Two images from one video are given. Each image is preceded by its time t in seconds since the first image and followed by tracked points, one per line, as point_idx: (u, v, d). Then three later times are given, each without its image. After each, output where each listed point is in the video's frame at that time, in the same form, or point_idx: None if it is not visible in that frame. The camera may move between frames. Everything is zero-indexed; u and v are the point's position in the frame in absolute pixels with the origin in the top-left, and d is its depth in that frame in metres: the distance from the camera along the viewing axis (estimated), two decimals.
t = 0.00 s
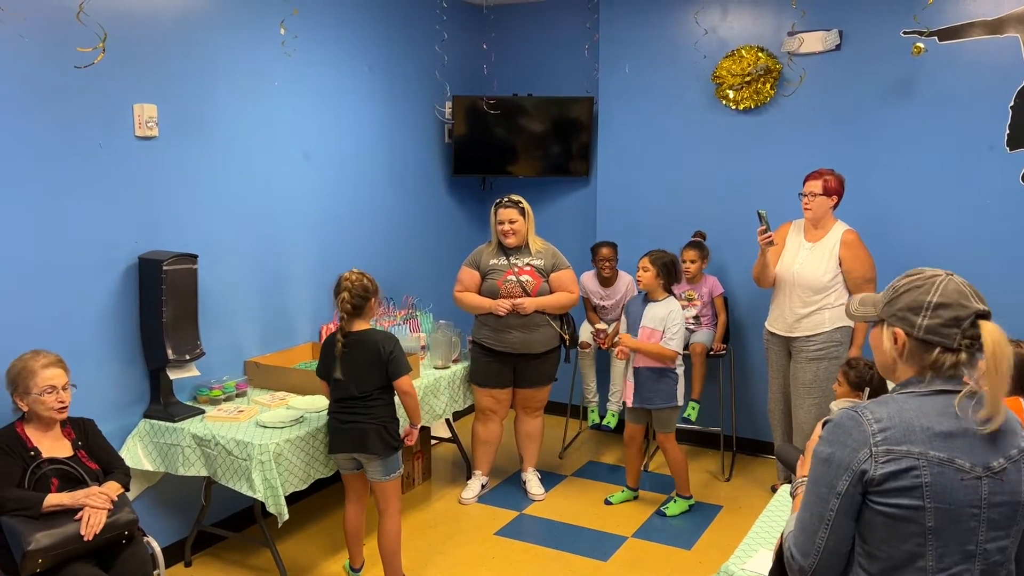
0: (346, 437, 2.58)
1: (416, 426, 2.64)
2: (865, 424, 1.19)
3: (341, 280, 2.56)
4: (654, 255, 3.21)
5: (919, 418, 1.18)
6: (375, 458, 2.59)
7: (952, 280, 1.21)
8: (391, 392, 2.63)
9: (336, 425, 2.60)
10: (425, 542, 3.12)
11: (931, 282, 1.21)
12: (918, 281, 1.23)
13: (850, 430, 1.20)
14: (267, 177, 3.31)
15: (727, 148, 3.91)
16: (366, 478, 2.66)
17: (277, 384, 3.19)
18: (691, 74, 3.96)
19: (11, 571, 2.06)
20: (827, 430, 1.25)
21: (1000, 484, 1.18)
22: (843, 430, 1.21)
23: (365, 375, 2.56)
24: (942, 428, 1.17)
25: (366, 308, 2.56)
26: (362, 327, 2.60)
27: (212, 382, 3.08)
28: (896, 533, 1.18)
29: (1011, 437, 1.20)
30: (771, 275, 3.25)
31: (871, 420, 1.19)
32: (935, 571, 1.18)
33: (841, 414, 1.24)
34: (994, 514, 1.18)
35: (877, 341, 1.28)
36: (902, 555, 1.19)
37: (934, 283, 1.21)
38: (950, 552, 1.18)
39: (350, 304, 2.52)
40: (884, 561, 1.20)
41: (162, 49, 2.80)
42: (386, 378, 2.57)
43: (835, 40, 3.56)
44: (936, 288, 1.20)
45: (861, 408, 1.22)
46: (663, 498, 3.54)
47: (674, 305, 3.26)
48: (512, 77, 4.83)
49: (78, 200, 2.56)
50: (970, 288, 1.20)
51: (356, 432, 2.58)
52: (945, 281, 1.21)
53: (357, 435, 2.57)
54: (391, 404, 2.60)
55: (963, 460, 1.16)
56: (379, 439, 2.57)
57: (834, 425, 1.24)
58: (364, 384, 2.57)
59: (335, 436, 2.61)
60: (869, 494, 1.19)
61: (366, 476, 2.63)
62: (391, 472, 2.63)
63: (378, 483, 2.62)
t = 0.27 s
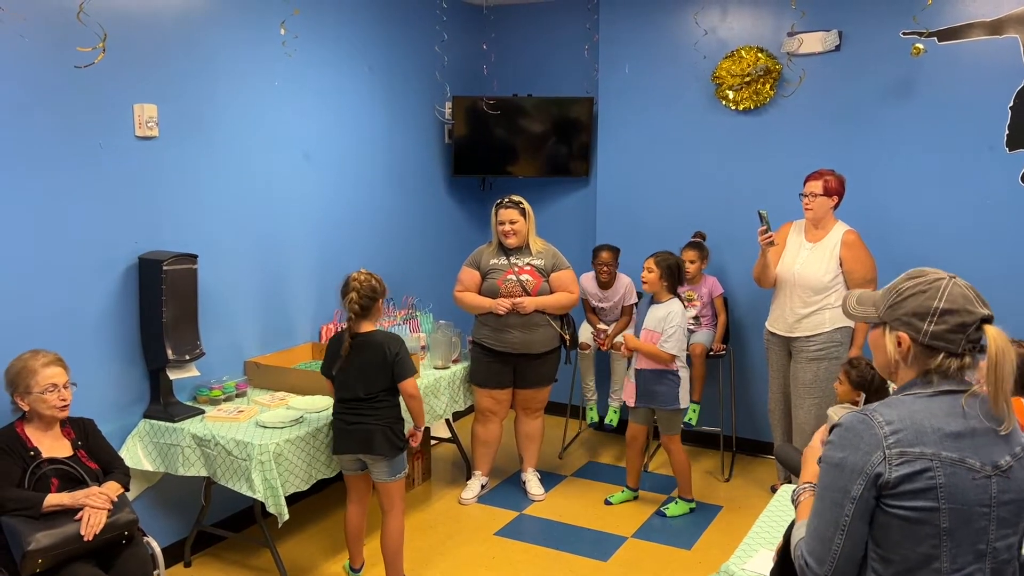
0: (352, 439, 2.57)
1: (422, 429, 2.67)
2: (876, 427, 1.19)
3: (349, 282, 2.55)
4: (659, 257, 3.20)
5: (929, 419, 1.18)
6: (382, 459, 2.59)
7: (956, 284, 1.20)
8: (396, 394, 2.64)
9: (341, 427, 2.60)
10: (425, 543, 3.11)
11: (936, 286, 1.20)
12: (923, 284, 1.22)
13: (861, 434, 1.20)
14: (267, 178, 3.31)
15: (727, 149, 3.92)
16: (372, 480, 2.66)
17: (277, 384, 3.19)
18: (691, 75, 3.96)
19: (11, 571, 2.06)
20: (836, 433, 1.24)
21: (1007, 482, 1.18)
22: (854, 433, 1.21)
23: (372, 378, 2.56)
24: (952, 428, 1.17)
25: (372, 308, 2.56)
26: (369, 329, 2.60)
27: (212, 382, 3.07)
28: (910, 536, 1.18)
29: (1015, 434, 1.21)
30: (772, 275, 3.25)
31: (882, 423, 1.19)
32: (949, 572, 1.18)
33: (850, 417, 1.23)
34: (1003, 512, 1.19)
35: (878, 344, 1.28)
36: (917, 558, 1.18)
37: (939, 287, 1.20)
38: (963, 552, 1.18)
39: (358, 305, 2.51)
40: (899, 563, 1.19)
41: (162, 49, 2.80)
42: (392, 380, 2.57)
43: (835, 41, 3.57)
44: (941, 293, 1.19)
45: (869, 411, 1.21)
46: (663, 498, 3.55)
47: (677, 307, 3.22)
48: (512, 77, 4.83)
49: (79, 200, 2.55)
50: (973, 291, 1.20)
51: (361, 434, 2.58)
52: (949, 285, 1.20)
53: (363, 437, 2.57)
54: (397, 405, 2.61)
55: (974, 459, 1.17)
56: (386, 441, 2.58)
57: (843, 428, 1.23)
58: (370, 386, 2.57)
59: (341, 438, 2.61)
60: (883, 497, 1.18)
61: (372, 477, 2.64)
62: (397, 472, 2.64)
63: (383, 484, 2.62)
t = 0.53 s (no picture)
0: (368, 445, 2.55)
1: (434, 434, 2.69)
2: (875, 429, 1.18)
3: (367, 284, 2.56)
4: (670, 258, 3.22)
5: (927, 420, 1.18)
6: (397, 463, 2.58)
7: (951, 286, 1.20)
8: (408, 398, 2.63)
9: (354, 435, 2.58)
10: (423, 543, 3.11)
11: (932, 288, 1.20)
12: (918, 287, 1.21)
13: (860, 436, 1.19)
14: (264, 178, 3.30)
15: (724, 149, 3.92)
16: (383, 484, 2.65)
17: (274, 384, 3.19)
18: (689, 75, 3.96)
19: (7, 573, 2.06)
20: (834, 436, 1.24)
21: (1004, 481, 1.19)
22: (852, 435, 1.20)
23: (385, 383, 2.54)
24: (949, 429, 1.17)
25: (389, 313, 2.55)
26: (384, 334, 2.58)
27: (208, 383, 3.07)
28: (911, 537, 1.18)
29: (1010, 432, 1.22)
30: (769, 276, 3.25)
31: (881, 424, 1.19)
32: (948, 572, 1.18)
33: (847, 420, 1.23)
34: (1000, 511, 1.19)
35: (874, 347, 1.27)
36: (917, 559, 1.18)
37: (934, 289, 1.20)
38: (962, 551, 1.18)
39: (378, 308, 2.51)
40: (899, 565, 1.19)
41: (159, 49, 2.79)
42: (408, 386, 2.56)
43: (832, 42, 3.57)
44: (937, 295, 1.19)
45: (867, 412, 1.21)
46: (661, 499, 3.55)
47: (689, 309, 3.22)
48: (509, 78, 4.83)
49: (75, 201, 2.55)
50: (968, 293, 1.20)
51: (376, 440, 2.55)
52: (944, 287, 1.20)
53: (378, 443, 2.55)
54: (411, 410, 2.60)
55: (972, 460, 1.17)
56: (400, 445, 2.57)
57: (841, 430, 1.23)
58: (385, 392, 2.55)
59: (353, 445, 2.58)
60: (883, 499, 1.18)
61: (385, 482, 2.62)
62: (410, 475, 2.64)
63: (396, 487, 2.62)
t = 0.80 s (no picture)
0: (380, 449, 2.52)
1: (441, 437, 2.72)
2: (864, 428, 1.19)
3: (378, 286, 2.54)
4: (677, 257, 3.21)
5: (917, 419, 1.18)
6: (407, 466, 2.58)
7: (944, 289, 1.20)
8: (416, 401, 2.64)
9: (363, 439, 2.53)
10: (420, 543, 3.11)
11: (925, 292, 1.20)
12: (911, 290, 1.21)
13: (850, 435, 1.20)
14: (261, 177, 3.30)
15: (721, 150, 3.92)
16: (388, 487, 2.64)
17: (271, 384, 3.19)
18: (686, 75, 3.96)
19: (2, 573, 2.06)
20: (825, 435, 1.24)
21: (995, 481, 1.19)
22: (842, 434, 1.21)
23: (399, 386, 2.54)
24: (940, 428, 1.18)
25: (403, 315, 2.56)
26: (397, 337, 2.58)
27: (205, 382, 3.06)
28: (900, 536, 1.18)
29: (1003, 433, 1.22)
30: (766, 276, 3.26)
31: (871, 424, 1.19)
32: (938, 572, 1.18)
33: (838, 419, 1.23)
34: (992, 511, 1.19)
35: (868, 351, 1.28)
36: (906, 558, 1.18)
37: (927, 293, 1.20)
38: (952, 551, 1.18)
39: (392, 309, 2.51)
40: (888, 564, 1.19)
41: (155, 48, 2.78)
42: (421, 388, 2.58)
43: (829, 42, 3.57)
44: (929, 299, 1.19)
45: (858, 412, 1.21)
46: (658, 499, 3.55)
47: (698, 309, 3.23)
48: (507, 77, 4.82)
49: (71, 200, 2.54)
50: (961, 295, 1.20)
51: (388, 444, 2.53)
52: (937, 290, 1.20)
53: (391, 447, 2.53)
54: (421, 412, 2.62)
55: (962, 459, 1.17)
56: (413, 448, 2.57)
57: (832, 429, 1.23)
58: (398, 395, 2.54)
59: (362, 450, 2.54)
60: (872, 498, 1.18)
61: (391, 485, 2.61)
62: (418, 478, 2.63)
63: (404, 490, 2.61)
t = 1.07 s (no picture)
0: (375, 447, 2.52)
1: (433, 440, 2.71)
2: (853, 425, 1.20)
3: (379, 284, 2.54)
4: (681, 256, 3.21)
5: (906, 418, 1.19)
6: (402, 465, 2.57)
7: (936, 286, 1.20)
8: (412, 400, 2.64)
9: (359, 437, 2.53)
10: (417, 542, 3.11)
11: (917, 290, 1.20)
12: (903, 288, 1.22)
13: (838, 432, 1.21)
14: (258, 175, 3.29)
15: (719, 148, 3.92)
16: (384, 486, 2.63)
17: (268, 383, 3.18)
18: (684, 74, 3.96)
19: None
20: (815, 431, 1.25)
21: (987, 483, 1.18)
22: (831, 431, 1.22)
23: (397, 385, 2.54)
24: (930, 428, 1.18)
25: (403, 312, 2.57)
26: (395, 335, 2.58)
27: (202, 381, 3.06)
28: (886, 534, 1.19)
29: (999, 435, 1.21)
30: (763, 275, 3.26)
31: (860, 421, 1.20)
32: (925, 571, 1.19)
33: (829, 416, 1.25)
34: (983, 512, 1.19)
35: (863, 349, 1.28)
36: (892, 556, 1.19)
37: (919, 291, 1.20)
38: (940, 551, 1.18)
39: (395, 307, 2.51)
40: (874, 561, 1.20)
41: (152, 46, 2.78)
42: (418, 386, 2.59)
43: (827, 40, 3.57)
44: (921, 297, 1.19)
45: (848, 409, 1.23)
46: (656, 498, 3.54)
47: (703, 309, 3.24)
48: (504, 76, 4.82)
49: (67, 198, 2.53)
50: (954, 293, 1.20)
51: (383, 442, 2.53)
52: (929, 288, 1.20)
53: (386, 445, 2.53)
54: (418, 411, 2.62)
55: (951, 459, 1.17)
56: (408, 446, 2.57)
57: (822, 426, 1.24)
58: (395, 393, 2.54)
59: (357, 447, 2.54)
60: (859, 495, 1.19)
61: (386, 483, 2.60)
62: (412, 477, 2.63)
63: (399, 489, 2.60)
